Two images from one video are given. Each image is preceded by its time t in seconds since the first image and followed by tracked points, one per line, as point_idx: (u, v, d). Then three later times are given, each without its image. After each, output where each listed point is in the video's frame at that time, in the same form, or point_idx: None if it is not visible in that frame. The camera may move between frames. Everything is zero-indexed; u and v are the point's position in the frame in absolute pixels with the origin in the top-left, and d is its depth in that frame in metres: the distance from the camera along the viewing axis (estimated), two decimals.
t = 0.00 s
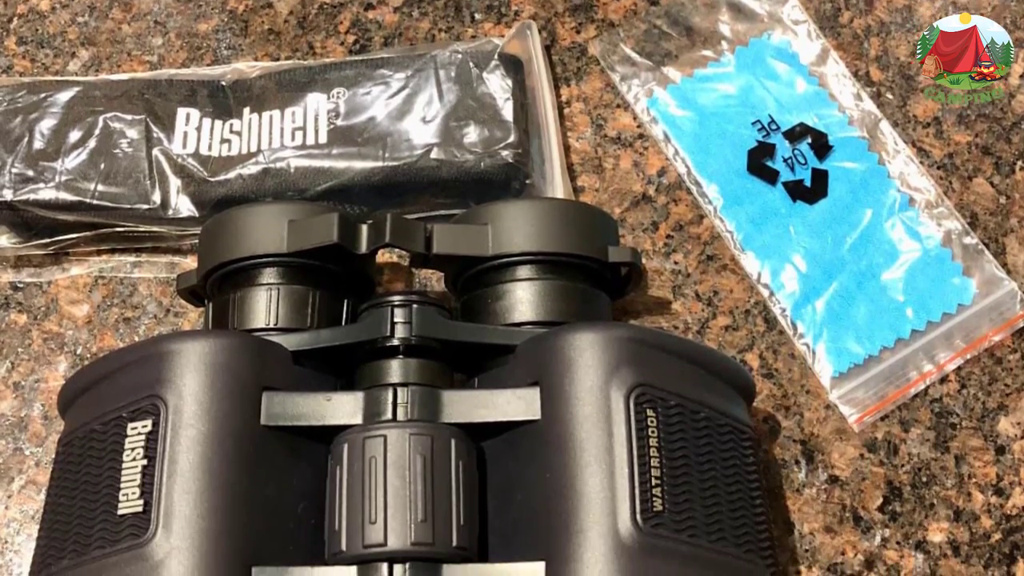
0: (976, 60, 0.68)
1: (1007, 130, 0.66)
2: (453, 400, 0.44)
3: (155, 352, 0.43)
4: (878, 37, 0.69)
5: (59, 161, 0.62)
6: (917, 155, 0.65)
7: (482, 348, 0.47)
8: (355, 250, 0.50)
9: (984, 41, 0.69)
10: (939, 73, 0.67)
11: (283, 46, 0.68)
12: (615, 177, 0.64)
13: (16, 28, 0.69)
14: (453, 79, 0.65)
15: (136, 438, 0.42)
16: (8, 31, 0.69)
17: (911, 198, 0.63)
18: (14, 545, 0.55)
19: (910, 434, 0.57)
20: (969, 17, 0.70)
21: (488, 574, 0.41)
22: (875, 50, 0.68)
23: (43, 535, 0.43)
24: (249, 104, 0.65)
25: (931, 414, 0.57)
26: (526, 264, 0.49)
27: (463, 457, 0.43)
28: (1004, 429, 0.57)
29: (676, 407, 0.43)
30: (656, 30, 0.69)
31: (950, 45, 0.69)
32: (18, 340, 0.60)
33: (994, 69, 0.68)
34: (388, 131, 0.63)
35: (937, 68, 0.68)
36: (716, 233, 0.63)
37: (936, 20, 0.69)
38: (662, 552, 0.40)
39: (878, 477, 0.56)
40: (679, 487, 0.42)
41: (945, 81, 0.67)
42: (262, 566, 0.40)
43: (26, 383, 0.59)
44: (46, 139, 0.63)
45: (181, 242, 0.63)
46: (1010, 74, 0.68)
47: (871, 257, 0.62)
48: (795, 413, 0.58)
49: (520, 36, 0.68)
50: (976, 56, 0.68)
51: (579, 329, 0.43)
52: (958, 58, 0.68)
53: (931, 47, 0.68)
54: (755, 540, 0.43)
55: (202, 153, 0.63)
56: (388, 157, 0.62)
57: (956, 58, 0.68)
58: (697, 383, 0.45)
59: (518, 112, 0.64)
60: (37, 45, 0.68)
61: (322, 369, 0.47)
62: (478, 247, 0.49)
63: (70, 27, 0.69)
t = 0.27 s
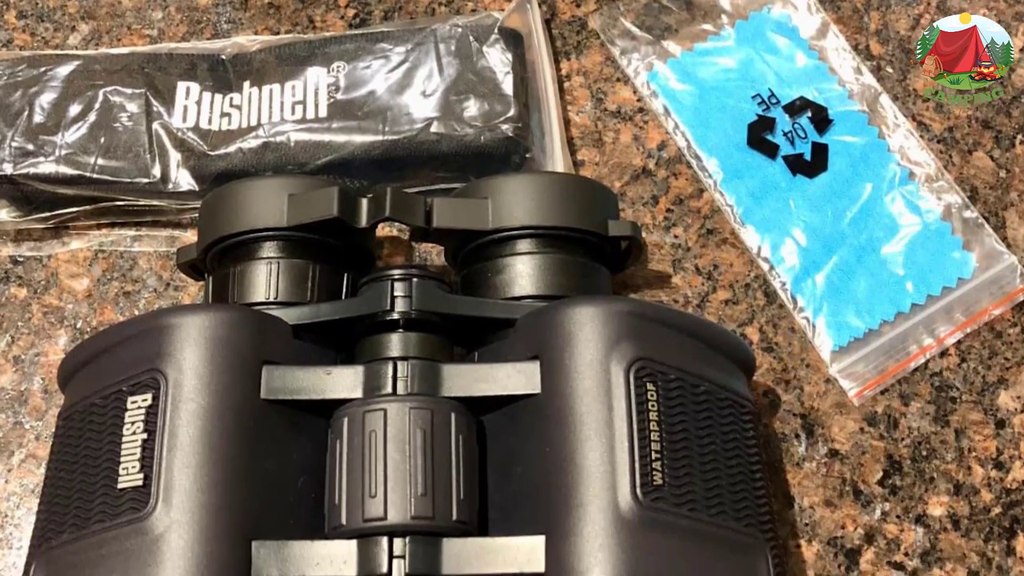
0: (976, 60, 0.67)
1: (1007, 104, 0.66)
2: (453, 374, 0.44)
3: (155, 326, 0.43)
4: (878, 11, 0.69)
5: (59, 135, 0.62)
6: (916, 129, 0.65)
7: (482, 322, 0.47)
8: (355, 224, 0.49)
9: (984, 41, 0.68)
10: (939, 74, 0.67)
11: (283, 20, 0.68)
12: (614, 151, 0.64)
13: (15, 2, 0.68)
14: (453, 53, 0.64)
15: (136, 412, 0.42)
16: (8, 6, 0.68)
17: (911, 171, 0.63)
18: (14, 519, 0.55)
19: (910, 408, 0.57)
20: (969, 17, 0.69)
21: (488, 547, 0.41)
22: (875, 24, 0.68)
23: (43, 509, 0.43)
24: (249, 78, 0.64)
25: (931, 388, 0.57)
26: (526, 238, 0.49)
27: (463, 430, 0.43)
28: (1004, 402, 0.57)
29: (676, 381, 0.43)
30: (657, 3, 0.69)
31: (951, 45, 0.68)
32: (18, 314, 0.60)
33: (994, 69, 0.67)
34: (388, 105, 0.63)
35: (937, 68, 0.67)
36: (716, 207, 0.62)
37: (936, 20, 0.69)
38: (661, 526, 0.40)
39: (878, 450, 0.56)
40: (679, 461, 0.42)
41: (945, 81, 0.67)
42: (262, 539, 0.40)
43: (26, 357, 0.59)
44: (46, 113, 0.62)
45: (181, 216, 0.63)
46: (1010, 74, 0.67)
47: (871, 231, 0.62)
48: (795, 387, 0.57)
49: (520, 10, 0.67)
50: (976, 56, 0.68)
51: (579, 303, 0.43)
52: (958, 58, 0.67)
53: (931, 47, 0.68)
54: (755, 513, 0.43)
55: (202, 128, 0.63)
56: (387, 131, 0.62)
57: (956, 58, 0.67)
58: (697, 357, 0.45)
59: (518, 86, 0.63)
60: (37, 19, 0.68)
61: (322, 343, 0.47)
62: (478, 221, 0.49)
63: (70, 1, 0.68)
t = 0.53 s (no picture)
0: (976, 60, 0.67)
1: (1007, 80, 0.66)
2: (453, 348, 0.44)
3: (155, 300, 0.43)
4: None
5: (59, 110, 0.62)
6: (916, 104, 0.65)
7: (482, 297, 0.46)
8: (355, 199, 0.49)
9: (985, 41, 0.68)
10: (939, 73, 0.66)
11: None
12: (614, 126, 0.64)
13: None
14: (453, 28, 0.64)
15: (136, 386, 0.42)
16: None
17: (911, 146, 0.63)
18: (15, 494, 0.55)
19: (910, 382, 0.57)
20: (969, 17, 0.68)
21: (488, 522, 0.41)
22: None
23: (43, 483, 0.44)
24: (249, 53, 0.64)
25: (931, 362, 0.57)
26: (526, 213, 0.49)
27: (463, 405, 0.43)
28: (1004, 377, 0.57)
29: (676, 356, 0.43)
30: None
31: (951, 45, 0.67)
32: (18, 289, 0.60)
33: (994, 69, 0.67)
34: (388, 79, 0.62)
35: (937, 68, 0.66)
36: (716, 182, 0.62)
37: (936, 20, 0.68)
38: (661, 500, 0.40)
39: (878, 425, 0.56)
40: (679, 436, 0.42)
41: (944, 81, 0.66)
42: (262, 514, 0.40)
43: (26, 332, 0.59)
44: (46, 87, 0.62)
45: (181, 190, 0.63)
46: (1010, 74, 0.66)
47: (871, 205, 0.62)
48: (795, 361, 0.57)
49: None
50: (976, 56, 0.67)
51: (578, 278, 0.43)
52: (958, 58, 0.67)
53: (931, 47, 0.67)
54: (755, 488, 0.43)
55: (202, 102, 0.62)
56: (388, 106, 0.62)
57: (956, 57, 0.67)
58: (697, 332, 0.45)
59: (517, 61, 0.63)
60: None
61: (322, 318, 0.47)
62: (477, 195, 0.49)
63: None
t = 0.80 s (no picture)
0: (976, 60, 0.66)
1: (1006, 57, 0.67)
2: (454, 323, 0.44)
3: (155, 276, 0.43)
4: None
5: (59, 85, 0.61)
6: (916, 80, 0.65)
7: (482, 273, 0.46)
8: (355, 174, 0.49)
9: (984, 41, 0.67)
10: (939, 73, 0.66)
11: None
12: (614, 102, 0.64)
13: None
14: (453, 4, 0.63)
15: (136, 362, 0.42)
16: None
17: (911, 122, 0.63)
18: (14, 469, 0.55)
19: (910, 358, 0.57)
20: (969, 17, 0.68)
21: (488, 497, 0.41)
22: None
23: (43, 459, 0.44)
24: (249, 29, 0.63)
25: (931, 338, 0.57)
26: (526, 188, 0.48)
27: (463, 381, 0.43)
28: (1004, 352, 0.57)
29: (676, 332, 0.43)
30: None
31: (950, 45, 0.67)
32: (18, 265, 0.59)
33: (994, 68, 0.66)
34: (388, 56, 0.62)
35: (937, 68, 0.66)
36: (716, 157, 0.62)
37: (935, 20, 0.68)
38: (661, 476, 0.40)
39: (878, 401, 0.56)
40: (679, 412, 0.42)
41: (944, 81, 0.65)
42: (262, 490, 0.40)
43: (26, 308, 0.58)
44: (47, 64, 0.62)
45: (181, 166, 0.63)
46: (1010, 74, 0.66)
47: (870, 181, 0.62)
48: (795, 337, 0.57)
49: None
50: (976, 56, 0.66)
51: (579, 254, 0.43)
52: (958, 58, 0.66)
53: (930, 47, 0.67)
54: (755, 464, 0.43)
55: (202, 78, 0.62)
56: (388, 83, 0.61)
57: (955, 57, 0.66)
58: (697, 308, 0.45)
59: (517, 37, 0.62)
60: None
61: (322, 294, 0.46)
62: (477, 171, 0.48)
63: None
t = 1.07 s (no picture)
0: (976, 60, 0.65)
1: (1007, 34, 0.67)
2: (454, 301, 0.44)
3: (155, 253, 0.43)
4: None
5: (59, 63, 0.61)
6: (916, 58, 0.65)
7: (482, 251, 0.46)
8: (355, 152, 0.48)
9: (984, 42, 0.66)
10: (939, 73, 0.64)
11: None
12: (614, 79, 0.63)
13: None
14: None
15: (136, 339, 0.42)
16: None
17: (911, 99, 0.63)
18: (14, 447, 0.55)
19: (910, 335, 0.57)
20: (969, 17, 0.67)
21: (487, 474, 0.42)
22: None
23: (43, 436, 0.44)
24: (249, 6, 0.63)
25: (931, 315, 0.57)
26: (526, 165, 0.48)
27: (463, 358, 0.43)
28: (1004, 329, 0.57)
29: (676, 309, 0.43)
30: None
31: (951, 45, 0.66)
32: (18, 242, 0.59)
33: (994, 69, 0.65)
34: (388, 33, 0.61)
35: (937, 68, 0.65)
36: (716, 135, 0.62)
37: (935, 20, 0.67)
38: (661, 453, 0.40)
39: (878, 378, 0.56)
40: (679, 389, 0.42)
41: (944, 81, 0.64)
42: (262, 467, 0.40)
43: (26, 285, 0.58)
44: (46, 41, 0.61)
45: (181, 143, 0.62)
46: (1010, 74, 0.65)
47: (871, 158, 0.61)
48: (795, 314, 0.57)
49: None
50: (976, 56, 0.65)
51: (579, 231, 0.43)
52: (958, 58, 0.65)
53: (930, 47, 0.66)
54: (755, 441, 0.43)
55: (202, 56, 0.61)
56: (388, 60, 0.61)
57: (956, 58, 0.65)
58: (697, 285, 0.45)
59: (517, 14, 0.61)
60: None
61: (322, 271, 0.46)
62: (478, 148, 0.48)
63: None
